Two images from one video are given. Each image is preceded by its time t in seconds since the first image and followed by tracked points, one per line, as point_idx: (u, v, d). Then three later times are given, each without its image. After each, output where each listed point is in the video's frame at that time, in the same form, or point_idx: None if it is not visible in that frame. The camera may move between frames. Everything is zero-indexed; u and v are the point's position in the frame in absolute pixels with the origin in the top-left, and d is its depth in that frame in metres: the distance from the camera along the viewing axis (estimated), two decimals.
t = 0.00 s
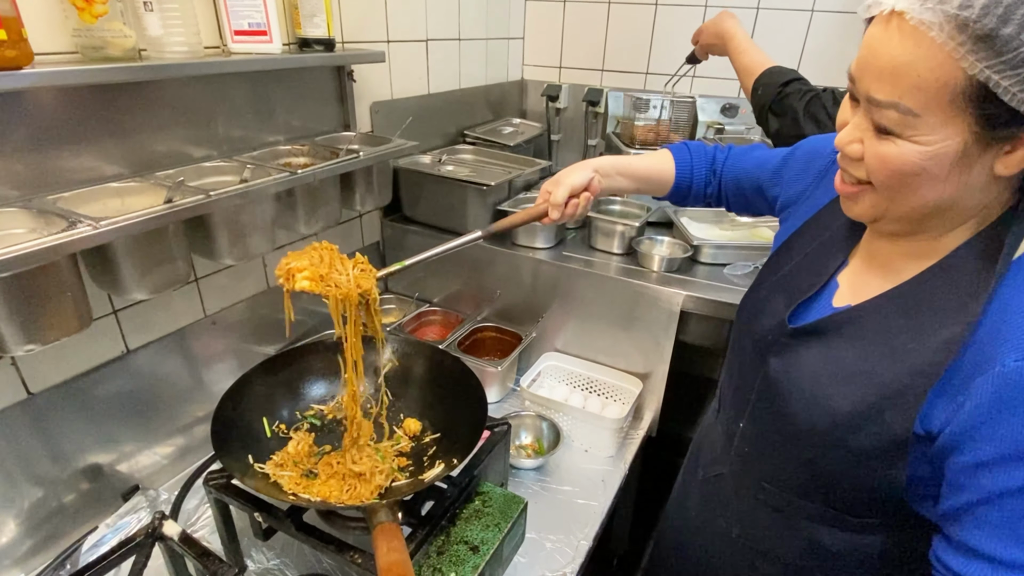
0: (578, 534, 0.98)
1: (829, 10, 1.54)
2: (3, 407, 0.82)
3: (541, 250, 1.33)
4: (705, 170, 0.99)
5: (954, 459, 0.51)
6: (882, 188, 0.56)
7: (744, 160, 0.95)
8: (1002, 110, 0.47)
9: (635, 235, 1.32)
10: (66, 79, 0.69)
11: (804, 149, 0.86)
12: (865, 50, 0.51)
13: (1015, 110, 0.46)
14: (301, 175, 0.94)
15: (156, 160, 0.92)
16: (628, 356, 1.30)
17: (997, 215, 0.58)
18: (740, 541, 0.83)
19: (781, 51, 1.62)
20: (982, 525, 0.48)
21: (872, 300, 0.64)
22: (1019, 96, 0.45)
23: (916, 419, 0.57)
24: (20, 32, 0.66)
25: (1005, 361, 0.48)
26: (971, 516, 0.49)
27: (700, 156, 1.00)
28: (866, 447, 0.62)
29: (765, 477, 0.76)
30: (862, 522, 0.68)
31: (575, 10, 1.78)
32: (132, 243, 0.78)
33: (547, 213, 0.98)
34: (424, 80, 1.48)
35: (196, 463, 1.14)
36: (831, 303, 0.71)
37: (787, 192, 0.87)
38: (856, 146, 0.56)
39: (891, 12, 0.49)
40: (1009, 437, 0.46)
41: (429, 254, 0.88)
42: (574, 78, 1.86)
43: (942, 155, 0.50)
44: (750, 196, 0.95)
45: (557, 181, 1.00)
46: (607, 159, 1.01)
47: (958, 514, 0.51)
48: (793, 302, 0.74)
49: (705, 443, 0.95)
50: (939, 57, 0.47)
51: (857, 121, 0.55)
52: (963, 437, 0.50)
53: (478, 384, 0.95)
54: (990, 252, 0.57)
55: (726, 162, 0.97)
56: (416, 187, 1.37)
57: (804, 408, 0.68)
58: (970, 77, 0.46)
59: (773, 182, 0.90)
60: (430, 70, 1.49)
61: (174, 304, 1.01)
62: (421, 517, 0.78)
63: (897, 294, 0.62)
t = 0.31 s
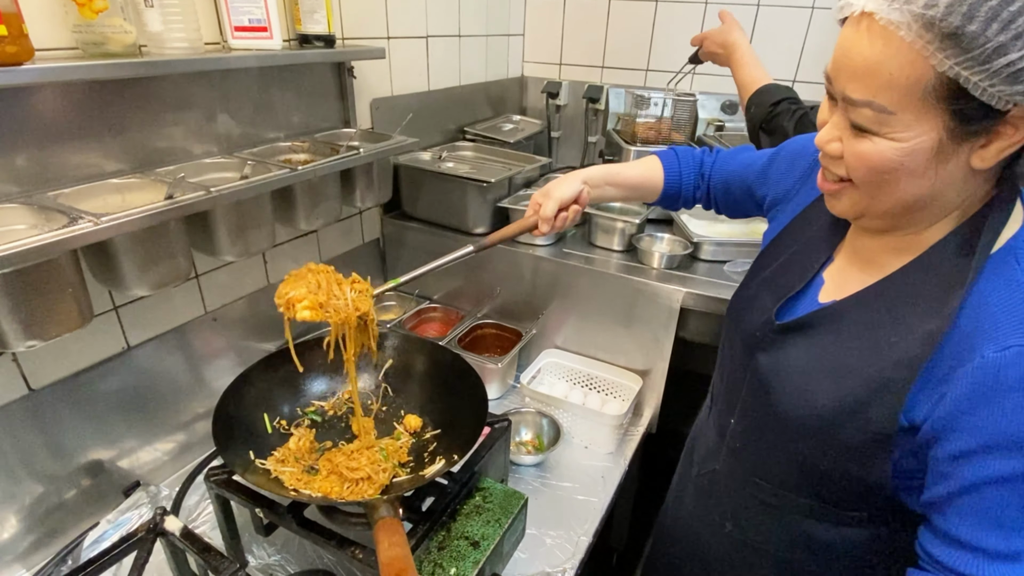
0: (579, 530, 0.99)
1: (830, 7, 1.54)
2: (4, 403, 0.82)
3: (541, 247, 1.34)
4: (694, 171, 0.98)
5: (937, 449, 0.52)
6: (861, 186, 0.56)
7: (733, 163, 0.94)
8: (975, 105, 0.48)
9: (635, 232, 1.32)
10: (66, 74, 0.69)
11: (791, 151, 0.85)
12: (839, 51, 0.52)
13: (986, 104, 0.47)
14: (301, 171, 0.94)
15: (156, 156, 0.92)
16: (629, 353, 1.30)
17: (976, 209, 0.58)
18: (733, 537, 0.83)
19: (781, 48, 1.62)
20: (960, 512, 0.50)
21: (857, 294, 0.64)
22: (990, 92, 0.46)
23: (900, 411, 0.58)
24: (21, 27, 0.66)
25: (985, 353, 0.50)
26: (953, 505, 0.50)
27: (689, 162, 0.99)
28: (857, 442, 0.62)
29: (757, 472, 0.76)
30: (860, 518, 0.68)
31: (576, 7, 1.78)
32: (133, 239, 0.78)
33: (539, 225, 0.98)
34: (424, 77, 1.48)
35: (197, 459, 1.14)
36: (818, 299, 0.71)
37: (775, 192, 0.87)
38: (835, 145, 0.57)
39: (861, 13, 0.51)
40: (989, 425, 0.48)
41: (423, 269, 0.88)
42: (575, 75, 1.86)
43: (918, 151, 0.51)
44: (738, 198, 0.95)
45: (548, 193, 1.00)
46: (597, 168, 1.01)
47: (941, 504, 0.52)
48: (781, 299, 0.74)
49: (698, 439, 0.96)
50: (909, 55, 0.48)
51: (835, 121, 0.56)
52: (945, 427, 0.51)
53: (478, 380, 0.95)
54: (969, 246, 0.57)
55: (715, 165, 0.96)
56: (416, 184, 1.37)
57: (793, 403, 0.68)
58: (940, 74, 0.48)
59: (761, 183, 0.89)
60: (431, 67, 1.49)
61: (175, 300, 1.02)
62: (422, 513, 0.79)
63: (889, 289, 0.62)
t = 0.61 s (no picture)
0: (578, 526, 0.99)
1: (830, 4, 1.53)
2: (6, 398, 0.82)
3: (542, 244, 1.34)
4: (683, 172, 0.98)
5: (925, 443, 0.53)
6: (846, 181, 0.56)
7: (722, 162, 0.95)
8: (957, 100, 0.48)
9: (635, 229, 1.32)
10: (67, 69, 0.69)
11: (778, 148, 0.86)
12: (823, 45, 0.52)
13: (968, 98, 0.48)
14: (302, 167, 0.93)
15: (157, 152, 0.92)
16: (629, 350, 1.30)
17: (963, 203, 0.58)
18: (730, 534, 0.83)
19: (782, 44, 1.61)
20: (949, 503, 0.51)
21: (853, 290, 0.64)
22: (973, 86, 0.47)
23: (890, 406, 0.58)
24: (21, 22, 0.66)
25: (970, 348, 0.50)
26: (941, 497, 0.51)
27: (677, 162, 0.99)
28: (853, 439, 0.62)
29: (752, 470, 0.76)
30: (859, 513, 0.68)
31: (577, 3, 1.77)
32: (133, 234, 0.78)
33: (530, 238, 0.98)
34: (425, 73, 1.47)
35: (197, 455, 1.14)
36: (806, 296, 0.70)
37: (764, 189, 0.87)
38: (820, 140, 0.56)
39: (846, 7, 0.50)
40: (974, 420, 0.48)
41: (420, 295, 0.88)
42: (575, 72, 1.86)
43: (902, 145, 0.51)
44: (728, 197, 0.95)
45: (540, 209, 1.00)
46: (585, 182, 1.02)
47: (930, 496, 0.53)
48: (770, 294, 0.74)
49: (691, 436, 0.96)
50: (892, 49, 0.48)
51: (819, 115, 0.56)
52: (933, 421, 0.52)
53: (478, 376, 0.96)
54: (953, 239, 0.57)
55: (704, 165, 0.96)
56: (416, 181, 1.37)
57: (783, 399, 0.68)
58: (924, 68, 0.47)
59: (750, 181, 0.90)
60: (431, 63, 1.49)
61: (176, 296, 1.02)
62: (423, 508, 0.79)
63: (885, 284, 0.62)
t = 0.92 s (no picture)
0: (578, 523, 0.99)
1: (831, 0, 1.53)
2: (6, 395, 0.82)
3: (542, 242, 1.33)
4: (665, 186, 0.97)
5: (921, 439, 0.53)
6: (838, 179, 0.56)
7: (706, 170, 0.93)
8: (948, 96, 0.48)
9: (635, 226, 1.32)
10: (66, 65, 0.68)
11: (762, 153, 0.86)
12: (812, 44, 0.52)
13: (959, 95, 0.48)
14: (302, 164, 0.93)
15: (157, 148, 0.91)
16: (629, 347, 1.30)
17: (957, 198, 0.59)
18: (728, 531, 0.83)
19: (782, 41, 1.61)
20: (942, 499, 0.51)
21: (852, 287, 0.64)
22: (963, 83, 0.47)
23: (886, 404, 0.58)
24: (21, 17, 0.66)
25: (965, 344, 0.50)
26: (934, 492, 0.51)
27: (658, 175, 0.98)
28: (849, 435, 0.62)
29: (749, 468, 0.76)
30: (858, 511, 0.68)
31: None
32: (133, 231, 0.78)
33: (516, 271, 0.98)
34: (425, 70, 1.47)
35: (197, 452, 1.14)
36: (801, 295, 0.70)
37: (754, 193, 0.87)
38: (811, 139, 0.56)
39: (834, 5, 0.50)
40: (970, 415, 0.49)
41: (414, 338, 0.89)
42: (575, 69, 1.85)
43: (892, 143, 0.50)
44: (716, 203, 0.95)
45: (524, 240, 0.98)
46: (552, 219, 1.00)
47: (924, 491, 0.53)
48: (763, 296, 0.74)
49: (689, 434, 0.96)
50: (880, 47, 0.48)
51: (810, 114, 0.56)
52: (929, 417, 0.52)
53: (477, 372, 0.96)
54: (947, 234, 0.57)
55: (686, 175, 0.96)
56: (416, 178, 1.37)
57: (779, 398, 0.68)
58: (913, 64, 0.47)
59: (739, 185, 0.89)
60: (431, 60, 1.48)
61: (176, 293, 1.01)
62: (423, 505, 0.79)
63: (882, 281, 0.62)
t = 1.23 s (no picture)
0: (579, 521, 0.99)
1: None
2: (8, 392, 0.82)
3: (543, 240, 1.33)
4: (663, 185, 0.97)
5: (926, 439, 0.53)
6: (839, 177, 0.56)
7: (703, 168, 0.94)
8: (950, 92, 0.48)
9: (636, 225, 1.32)
10: (68, 62, 0.68)
11: (761, 150, 0.86)
12: (812, 40, 0.52)
13: (961, 91, 0.48)
14: (303, 161, 0.93)
15: (158, 145, 0.91)
16: (630, 345, 1.30)
17: (957, 196, 0.58)
18: (730, 530, 0.83)
19: (785, 39, 1.61)
20: (949, 499, 0.51)
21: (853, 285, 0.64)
22: (965, 78, 0.46)
23: (891, 405, 0.58)
24: (23, 14, 0.65)
25: (970, 343, 0.50)
26: (941, 493, 0.52)
27: (656, 175, 0.98)
28: (852, 434, 0.62)
29: (750, 466, 0.76)
30: (860, 510, 0.68)
31: None
32: (136, 228, 0.78)
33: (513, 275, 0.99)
34: (426, 68, 1.47)
35: (199, 450, 1.14)
36: (802, 295, 0.70)
37: (752, 191, 0.87)
38: (811, 136, 0.56)
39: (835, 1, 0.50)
40: (975, 415, 0.49)
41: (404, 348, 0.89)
42: (577, 67, 1.85)
43: (893, 140, 0.50)
44: (714, 202, 0.95)
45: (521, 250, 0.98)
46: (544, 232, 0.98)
47: (931, 491, 0.53)
48: (764, 295, 0.74)
49: (692, 433, 0.96)
50: (881, 42, 0.47)
51: (810, 111, 0.56)
52: (933, 417, 0.52)
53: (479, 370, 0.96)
54: (949, 232, 0.57)
55: (684, 174, 0.96)
56: (418, 175, 1.37)
57: (781, 396, 0.68)
58: (914, 60, 0.47)
59: (736, 184, 0.89)
60: (432, 58, 1.48)
61: (177, 290, 1.01)
62: (425, 503, 0.79)
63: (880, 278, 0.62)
